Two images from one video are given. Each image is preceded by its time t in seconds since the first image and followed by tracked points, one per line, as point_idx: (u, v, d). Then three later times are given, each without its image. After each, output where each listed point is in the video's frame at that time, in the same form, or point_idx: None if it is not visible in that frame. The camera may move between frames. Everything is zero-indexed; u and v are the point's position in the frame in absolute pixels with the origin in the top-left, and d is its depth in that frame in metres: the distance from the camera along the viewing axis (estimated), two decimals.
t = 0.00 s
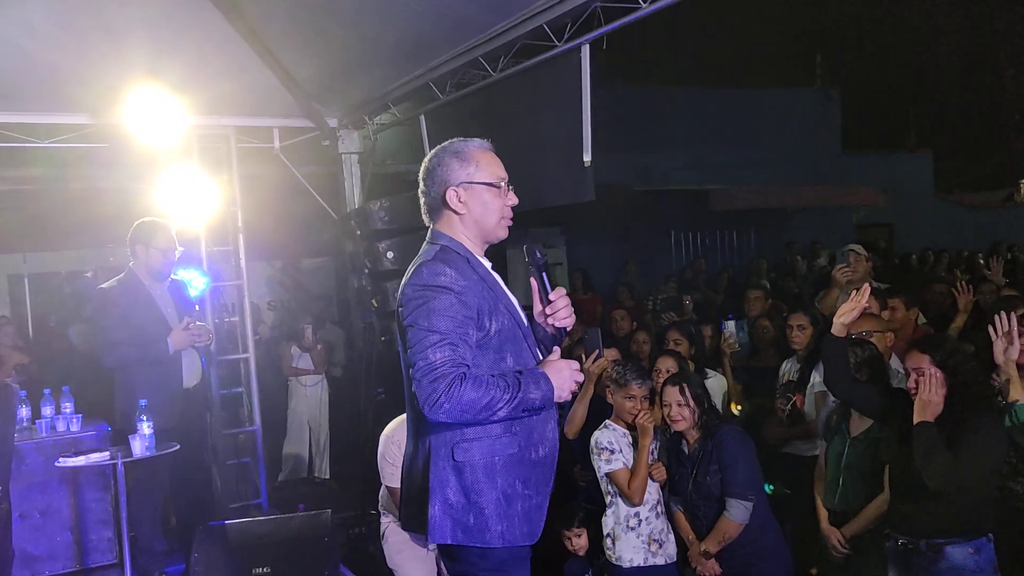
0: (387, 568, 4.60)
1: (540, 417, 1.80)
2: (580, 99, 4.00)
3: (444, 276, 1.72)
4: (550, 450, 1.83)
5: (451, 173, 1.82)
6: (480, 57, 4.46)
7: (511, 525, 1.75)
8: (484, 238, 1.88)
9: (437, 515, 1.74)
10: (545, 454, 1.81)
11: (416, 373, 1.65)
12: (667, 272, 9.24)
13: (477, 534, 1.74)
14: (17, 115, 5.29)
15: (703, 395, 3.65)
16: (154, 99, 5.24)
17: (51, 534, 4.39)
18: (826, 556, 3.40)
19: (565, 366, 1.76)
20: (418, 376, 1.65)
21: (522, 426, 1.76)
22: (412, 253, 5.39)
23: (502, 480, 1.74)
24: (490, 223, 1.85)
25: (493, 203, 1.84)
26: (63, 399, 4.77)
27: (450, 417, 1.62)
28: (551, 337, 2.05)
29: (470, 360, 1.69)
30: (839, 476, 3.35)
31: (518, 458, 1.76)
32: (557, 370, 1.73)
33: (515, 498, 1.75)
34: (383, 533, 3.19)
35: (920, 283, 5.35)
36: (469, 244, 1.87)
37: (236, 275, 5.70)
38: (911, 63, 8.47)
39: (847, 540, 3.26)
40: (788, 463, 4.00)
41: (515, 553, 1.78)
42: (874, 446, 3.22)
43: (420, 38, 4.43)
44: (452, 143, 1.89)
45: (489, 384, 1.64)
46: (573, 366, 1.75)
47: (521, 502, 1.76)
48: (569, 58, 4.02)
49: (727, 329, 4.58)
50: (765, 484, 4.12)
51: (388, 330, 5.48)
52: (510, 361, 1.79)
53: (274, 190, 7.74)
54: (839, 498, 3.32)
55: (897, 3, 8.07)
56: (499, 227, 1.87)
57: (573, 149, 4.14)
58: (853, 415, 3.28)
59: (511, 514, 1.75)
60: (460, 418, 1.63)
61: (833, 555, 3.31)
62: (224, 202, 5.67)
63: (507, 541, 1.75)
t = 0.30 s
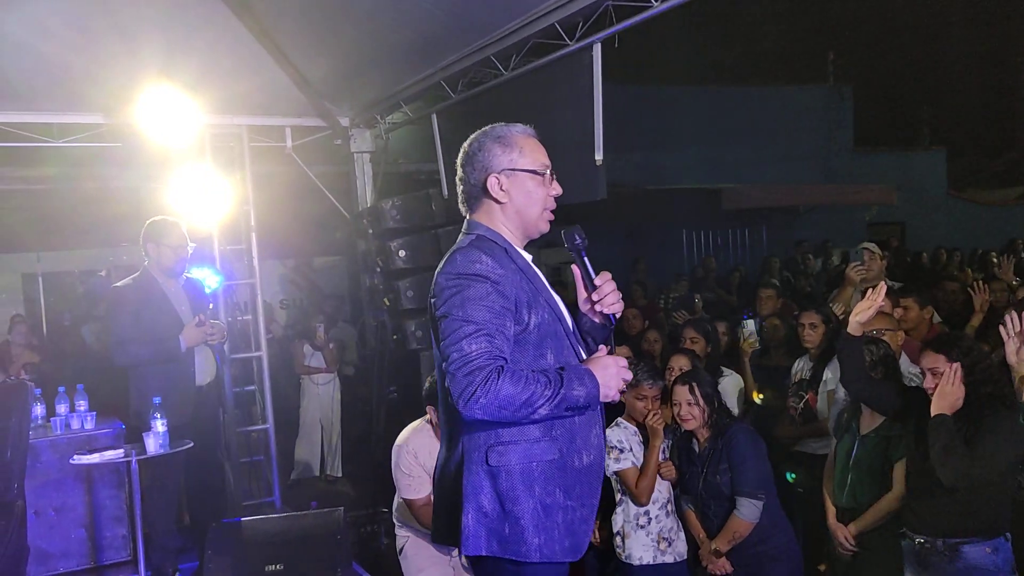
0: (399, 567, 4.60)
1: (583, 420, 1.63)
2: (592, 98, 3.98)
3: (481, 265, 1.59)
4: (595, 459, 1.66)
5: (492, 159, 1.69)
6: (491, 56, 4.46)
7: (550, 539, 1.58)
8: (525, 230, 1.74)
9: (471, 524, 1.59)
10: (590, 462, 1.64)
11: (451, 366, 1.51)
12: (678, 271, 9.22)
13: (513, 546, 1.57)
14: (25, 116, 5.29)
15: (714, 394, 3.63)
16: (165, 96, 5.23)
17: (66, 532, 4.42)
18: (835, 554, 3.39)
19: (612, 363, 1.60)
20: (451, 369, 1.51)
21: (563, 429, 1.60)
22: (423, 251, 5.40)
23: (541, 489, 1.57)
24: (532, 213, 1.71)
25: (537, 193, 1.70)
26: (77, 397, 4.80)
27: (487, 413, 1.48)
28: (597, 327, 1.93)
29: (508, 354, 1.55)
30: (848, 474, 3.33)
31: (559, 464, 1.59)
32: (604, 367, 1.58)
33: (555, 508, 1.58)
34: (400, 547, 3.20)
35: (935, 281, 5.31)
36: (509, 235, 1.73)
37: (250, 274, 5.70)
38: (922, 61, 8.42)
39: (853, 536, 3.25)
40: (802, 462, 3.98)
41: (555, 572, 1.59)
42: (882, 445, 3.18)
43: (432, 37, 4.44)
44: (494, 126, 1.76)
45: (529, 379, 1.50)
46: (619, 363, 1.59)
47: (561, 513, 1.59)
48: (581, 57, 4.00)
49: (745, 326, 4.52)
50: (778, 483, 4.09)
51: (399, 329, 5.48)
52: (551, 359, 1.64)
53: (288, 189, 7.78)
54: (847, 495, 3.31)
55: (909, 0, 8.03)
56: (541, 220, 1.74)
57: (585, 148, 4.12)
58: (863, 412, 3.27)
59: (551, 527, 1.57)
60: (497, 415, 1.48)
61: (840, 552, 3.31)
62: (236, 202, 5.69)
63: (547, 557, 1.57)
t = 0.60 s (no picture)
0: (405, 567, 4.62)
1: (608, 423, 1.63)
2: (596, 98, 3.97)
3: (504, 262, 1.59)
4: (623, 463, 1.64)
5: (524, 154, 1.69)
6: (497, 56, 4.46)
7: (575, 545, 1.57)
8: (552, 227, 1.75)
9: (492, 529, 1.60)
10: (618, 465, 1.63)
11: (476, 368, 1.51)
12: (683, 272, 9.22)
13: (537, 552, 1.57)
14: (31, 117, 5.32)
15: (719, 394, 3.63)
16: (175, 98, 5.29)
17: (73, 532, 4.44)
18: (840, 554, 3.39)
19: (639, 354, 1.59)
20: (476, 370, 1.50)
21: (588, 431, 1.59)
22: (428, 252, 5.42)
23: (565, 493, 1.56)
24: (560, 210, 1.71)
25: (567, 189, 1.70)
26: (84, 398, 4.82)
27: (515, 416, 1.47)
28: (632, 312, 1.96)
29: (533, 354, 1.54)
30: (853, 473, 3.33)
31: (584, 467, 1.58)
32: (631, 361, 1.57)
33: (581, 513, 1.57)
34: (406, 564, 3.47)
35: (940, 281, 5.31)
36: (536, 233, 1.73)
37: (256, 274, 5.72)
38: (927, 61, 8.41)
39: (860, 536, 3.23)
40: (809, 462, 3.99)
41: None
42: (888, 443, 3.20)
43: (437, 39, 4.45)
44: (523, 121, 1.76)
45: (557, 379, 1.50)
46: (648, 354, 1.58)
47: (588, 519, 1.58)
48: (587, 57, 3.99)
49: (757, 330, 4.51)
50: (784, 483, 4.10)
51: (404, 330, 5.49)
52: (575, 357, 1.64)
53: (293, 190, 7.80)
54: (853, 494, 3.31)
55: None
56: (570, 218, 1.74)
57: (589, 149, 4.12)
58: (868, 411, 3.27)
59: (576, 532, 1.56)
60: (525, 417, 1.48)
61: (846, 552, 3.30)
62: (242, 203, 5.72)
63: (571, 563, 1.57)
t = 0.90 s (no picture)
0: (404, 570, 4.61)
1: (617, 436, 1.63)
2: (594, 100, 3.96)
3: (513, 274, 1.59)
4: (629, 474, 1.66)
5: (539, 162, 1.69)
6: (495, 60, 4.46)
7: (585, 557, 1.58)
8: (566, 237, 1.75)
9: (502, 542, 1.60)
10: (625, 477, 1.65)
11: (483, 383, 1.51)
12: (682, 273, 9.23)
13: (548, 564, 1.58)
14: (30, 120, 5.31)
15: (718, 395, 3.62)
16: (172, 101, 5.28)
17: (71, 536, 4.42)
18: (840, 556, 3.38)
19: (651, 370, 1.60)
20: (483, 386, 1.51)
21: (597, 443, 1.60)
22: (427, 255, 5.42)
23: (575, 507, 1.56)
24: (574, 220, 1.71)
25: (582, 199, 1.70)
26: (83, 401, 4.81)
27: (521, 432, 1.48)
28: (647, 321, 1.97)
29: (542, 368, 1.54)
30: (852, 475, 3.32)
31: (594, 480, 1.59)
32: (635, 375, 1.59)
33: (591, 526, 1.58)
34: None
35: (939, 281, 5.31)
36: (549, 241, 1.74)
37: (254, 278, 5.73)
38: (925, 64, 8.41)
39: (860, 537, 3.24)
40: (808, 464, 3.98)
41: None
42: (887, 445, 3.20)
43: (435, 41, 4.44)
44: (539, 128, 1.76)
45: (565, 395, 1.50)
46: (658, 369, 1.60)
47: (596, 531, 1.59)
48: (585, 60, 3.98)
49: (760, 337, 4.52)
50: (783, 484, 4.10)
51: (403, 332, 5.50)
52: (586, 369, 1.64)
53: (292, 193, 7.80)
54: (852, 496, 3.31)
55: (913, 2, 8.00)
56: (584, 229, 1.75)
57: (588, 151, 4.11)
58: (866, 411, 3.27)
59: (585, 545, 1.58)
60: (532, 434, 1.49)
61: (846, 553, 3.29)
62: (241, 207, 5.72)
63: None
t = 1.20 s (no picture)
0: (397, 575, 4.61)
1: (654, 451, 1.63)
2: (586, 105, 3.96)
3: (552, 283, 1.55)
4: (665, 489, 1.66)
5: (573, 162, 1.65)
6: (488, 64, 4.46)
7: None
8: (595, 240, 1.72)
9: (538, 564, 1.58)
10: (661, 492, 1.65)
11: (525, 399, 1.47)
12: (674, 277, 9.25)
13: None
14: (22, 124, 5.26)
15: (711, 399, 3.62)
16: (165, 105, 5.27)
17: (63, 541, 4.40)
18: (835, 559, 3.37)
19: (689, 381, 1.60)
20: (523, 401, 1.48)
21: (636, 460, 1.59)
22: (420, 259, 5.43)
23: (615, 525, 1.56)
24: (604, 223, 1.70)
25: (613, 202, 1.68)
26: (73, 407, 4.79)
27: (566, 451, 1.45)
28: (674, 328, 1.95)
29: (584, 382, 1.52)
30: (846, 478, 3.34)
31: (632, 497, 1.58)
32: (675, 387, 1.58)
33: (629, 545, 1.58)
34: None
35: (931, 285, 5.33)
36: (578, 245, 1.70)
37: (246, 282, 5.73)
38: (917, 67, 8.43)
39: (857, 540, 3.22)
40: (801, 467, 3.97)
41: None
42: (881, 448, 3.22)
43: (428, 45, 4.44)
44: (568, 127, 1.72)
45: (609, 410, 1.48)
46: (696, 379, 1.60)
47: (634, 550, 1.59)
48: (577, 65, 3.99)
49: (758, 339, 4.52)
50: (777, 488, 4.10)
51: (397, 337, 5.49)
52: (625, 382, 1.62)
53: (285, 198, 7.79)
54: (848, 500, 3.31)
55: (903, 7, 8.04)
56: (613, 231, 1.73)
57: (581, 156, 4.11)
58: (860, 413, 3.31)
59: (623, 564, 1.58)
60: (577, 451, 1.46)
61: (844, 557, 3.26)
62: (233, 211, 5.73)
63: None
